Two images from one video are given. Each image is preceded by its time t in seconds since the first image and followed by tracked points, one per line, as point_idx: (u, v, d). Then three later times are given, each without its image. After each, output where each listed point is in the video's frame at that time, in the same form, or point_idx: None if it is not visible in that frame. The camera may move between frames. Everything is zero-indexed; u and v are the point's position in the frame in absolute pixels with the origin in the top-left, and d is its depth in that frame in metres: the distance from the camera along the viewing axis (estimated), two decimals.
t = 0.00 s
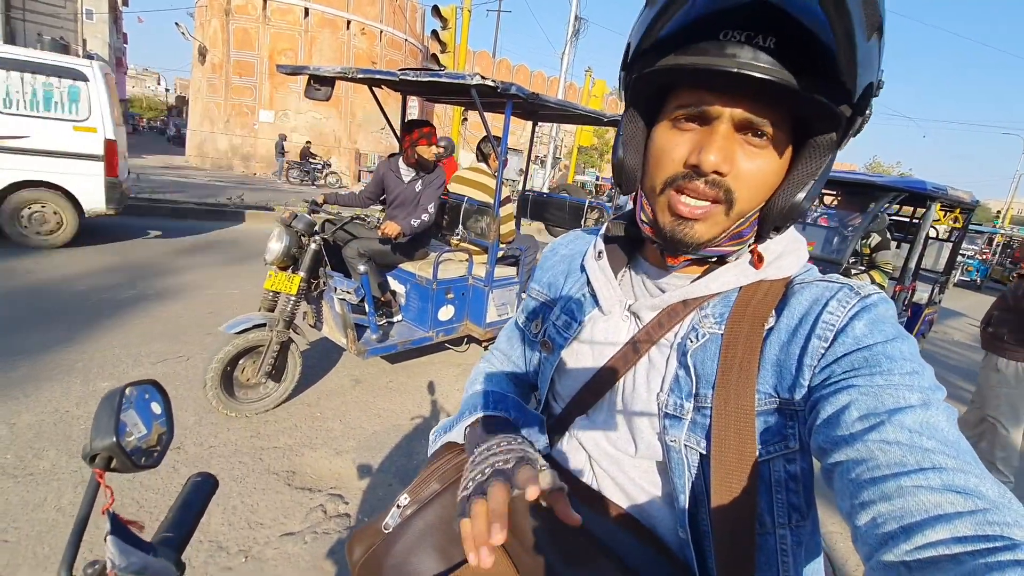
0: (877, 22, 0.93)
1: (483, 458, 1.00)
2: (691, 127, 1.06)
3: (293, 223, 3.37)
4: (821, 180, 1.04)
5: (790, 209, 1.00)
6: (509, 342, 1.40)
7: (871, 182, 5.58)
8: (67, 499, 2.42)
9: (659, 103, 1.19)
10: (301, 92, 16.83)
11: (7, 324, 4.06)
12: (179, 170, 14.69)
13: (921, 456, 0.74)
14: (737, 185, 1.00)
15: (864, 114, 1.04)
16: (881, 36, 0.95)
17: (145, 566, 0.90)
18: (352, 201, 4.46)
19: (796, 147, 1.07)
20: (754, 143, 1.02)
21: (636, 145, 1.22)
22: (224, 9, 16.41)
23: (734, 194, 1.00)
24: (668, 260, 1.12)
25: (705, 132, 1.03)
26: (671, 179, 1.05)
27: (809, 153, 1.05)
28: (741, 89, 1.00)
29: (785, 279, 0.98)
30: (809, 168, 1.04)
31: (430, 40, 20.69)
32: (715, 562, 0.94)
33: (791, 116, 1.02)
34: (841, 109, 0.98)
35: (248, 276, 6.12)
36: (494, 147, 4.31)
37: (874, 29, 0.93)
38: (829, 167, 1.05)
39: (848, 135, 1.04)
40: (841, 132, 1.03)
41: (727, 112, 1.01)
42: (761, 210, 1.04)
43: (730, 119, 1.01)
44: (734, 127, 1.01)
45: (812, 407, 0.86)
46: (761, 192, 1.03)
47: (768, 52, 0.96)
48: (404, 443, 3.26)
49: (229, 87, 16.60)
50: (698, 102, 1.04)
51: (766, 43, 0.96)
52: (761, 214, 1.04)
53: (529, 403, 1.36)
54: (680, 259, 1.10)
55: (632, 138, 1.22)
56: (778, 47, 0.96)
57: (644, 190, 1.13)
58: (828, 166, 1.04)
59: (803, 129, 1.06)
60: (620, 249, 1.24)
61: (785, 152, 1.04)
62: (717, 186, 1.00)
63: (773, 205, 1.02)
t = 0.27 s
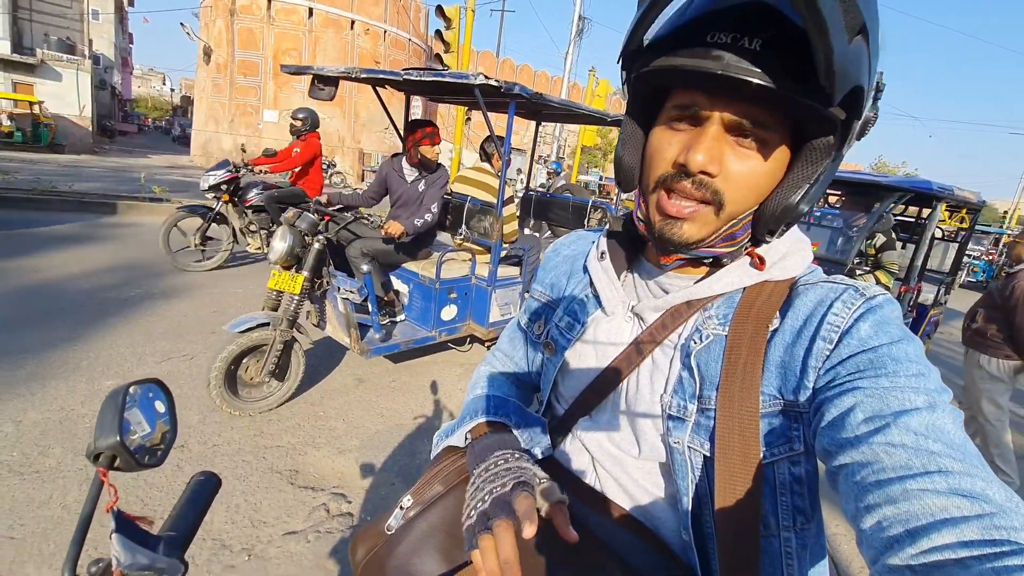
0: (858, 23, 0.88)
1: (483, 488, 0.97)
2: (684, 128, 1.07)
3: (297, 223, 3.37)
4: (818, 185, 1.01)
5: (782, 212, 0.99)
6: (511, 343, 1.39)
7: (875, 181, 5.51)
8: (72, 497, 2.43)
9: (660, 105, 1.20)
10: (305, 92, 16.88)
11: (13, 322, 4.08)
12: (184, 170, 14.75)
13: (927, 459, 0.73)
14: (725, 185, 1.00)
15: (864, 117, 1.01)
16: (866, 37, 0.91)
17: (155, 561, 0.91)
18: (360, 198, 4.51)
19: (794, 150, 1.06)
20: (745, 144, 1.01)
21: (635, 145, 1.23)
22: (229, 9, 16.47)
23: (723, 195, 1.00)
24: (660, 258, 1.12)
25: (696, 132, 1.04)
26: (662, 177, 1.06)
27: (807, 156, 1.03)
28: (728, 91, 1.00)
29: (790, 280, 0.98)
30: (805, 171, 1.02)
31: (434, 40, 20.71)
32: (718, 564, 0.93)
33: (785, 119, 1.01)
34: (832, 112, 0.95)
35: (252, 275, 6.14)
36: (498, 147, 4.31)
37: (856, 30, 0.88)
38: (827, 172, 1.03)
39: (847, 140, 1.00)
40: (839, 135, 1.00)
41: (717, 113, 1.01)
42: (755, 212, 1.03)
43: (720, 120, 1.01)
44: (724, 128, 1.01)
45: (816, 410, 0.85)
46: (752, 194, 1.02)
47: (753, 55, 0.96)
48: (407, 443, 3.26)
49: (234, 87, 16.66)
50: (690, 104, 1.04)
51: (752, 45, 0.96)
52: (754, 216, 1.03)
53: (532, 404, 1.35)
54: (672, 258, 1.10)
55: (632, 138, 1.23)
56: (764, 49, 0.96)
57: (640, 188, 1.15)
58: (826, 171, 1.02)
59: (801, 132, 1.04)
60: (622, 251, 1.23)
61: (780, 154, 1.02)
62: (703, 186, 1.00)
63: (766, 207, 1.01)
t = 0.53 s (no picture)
0: (823, 10, 0.89)
1: (481, 527, 0.95)
2: (675, 127, 1.08)
3: (299, 223, 3.38)
4: (813, 183, 0.99)
5: (773, 210, 0.97)
6: (515, 345, 1.39)
7: (879, 181, 5.45)
8: (75, 497, 2.43)
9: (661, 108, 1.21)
10: (307, 91, 16.88)
11: (16, 322, 4.09)
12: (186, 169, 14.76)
13: (936, 467, 0.73)
14: (713, 181, 0.99)
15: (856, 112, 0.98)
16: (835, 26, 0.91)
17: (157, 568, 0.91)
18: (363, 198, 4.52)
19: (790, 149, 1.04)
20: (732, 142, 1.01)
21: (635, 148, 1.23)
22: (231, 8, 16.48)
23: (710, 191, 0.99)
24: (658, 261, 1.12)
25: (685, 131, 1.05)
26: (652, 177, 1.07)
27: (801, 154, 1.00)
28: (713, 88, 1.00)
29: (797, 284, 0.97)
30: (799, 169, 1.00)
31: (435, 39, 20.70)
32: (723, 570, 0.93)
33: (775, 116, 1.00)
34: (814, 104, 0.94)
35: (254, 275, 6.15)
36: (499, 147, 4.31)
37: (821, 17, 0.89)
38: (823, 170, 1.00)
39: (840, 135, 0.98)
40: (831, 131, 0.98)
41: (703, 111, 1.02)
42: (748, 210, 1.02)
43: (707, 117, 1.02)
44: (711, 125, 1.02)
45: (823, 416, 0.85)
46: (743, 192, 1.00)
47: (730, 50, 0.97)
48: (408, 443, 3.26)
49: (236, 86, 16.67)
50: (680, 103, 1.06)
51: (729, 41, 0.97)
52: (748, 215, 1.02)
53: (535, 406, 1.35)
54: (669, 260, 1.09)
55: (632, 141, 1.24)
56: (741, 44, 0.97)
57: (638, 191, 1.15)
58: (820, 169, 0.99)
59: (796, 131, 1.03)
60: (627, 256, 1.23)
61: (772, 151, 1.01)
62: (689, 182, 1.00)
63: (758, 205, 0.99)
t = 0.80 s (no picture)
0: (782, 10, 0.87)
1: (490, 549, 0.94)
2: (672, 132, 1.08)
3: (299, 219, 3.37)
4: (804, 185, 0.96)
5: (759, 213, 0.95)
6: (522, 349, 1.39)
7: (880, 177, 5.49)
8: (77, 493, 2.44)
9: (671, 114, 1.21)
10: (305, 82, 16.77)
11: (16, 318, 4.08)
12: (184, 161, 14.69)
13: (951, 482, 0.73)
14: (700, 184, 0.99)
15: (848, 112, 0.93)
16: (800, 26, 0.88)
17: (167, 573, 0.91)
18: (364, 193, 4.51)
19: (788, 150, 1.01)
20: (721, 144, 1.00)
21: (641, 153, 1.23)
22: None
23: (697, 194, 0.99)
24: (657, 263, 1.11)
25: (678, 134, 1.05)
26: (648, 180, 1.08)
27: (793, 156, 0.98)
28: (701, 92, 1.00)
29: (808, 295, 0.96)
30: (790, 171, 0.97)
31: (434, 30, 20.54)
32: None
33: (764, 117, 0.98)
34: (791, 104, 0.91)
35: (253, 269, 6.13)
36: (500, 143, 4.29)
37: (781, 18, 0.87)
38: (816, 172, 0.97)
39: (831, 136, 0.94)
40: (819, 131, 0.94)
41: (693, 116, 1.02)
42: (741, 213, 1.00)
43: (696, 121, 1.02)
44: (700, 129, 1.02)
45: (835, 430, 0.85)
46: (734, 194, 0.99)
47: (710, 55, 0.96)
48: (409, 439, 3.27)
49: (234, 77, 16.56)
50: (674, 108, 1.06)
51: (709, 47, 0.96)
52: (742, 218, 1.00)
53: (542, 411, 1.35)
54: (667, 263, 1.09)
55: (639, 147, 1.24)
56: (720, 48, 0.96)
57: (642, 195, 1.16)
58: (810, 170, 0.96)
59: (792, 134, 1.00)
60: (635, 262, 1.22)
61: (763, 153, 0.99)
62: (678, 184, 1.01)
63: (747, 209, 0.97)
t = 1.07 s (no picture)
0: None
1: (490, 545, 0.95)
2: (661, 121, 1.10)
3: (296, 214, 3.38)
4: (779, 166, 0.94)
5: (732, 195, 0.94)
6: (524, 344, 1.39)
7: (880, 175, 5.43)
8: (75, 489, 2.43)
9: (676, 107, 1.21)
10: (302, 78, 16.69)
11: (12, 313, 4.06)
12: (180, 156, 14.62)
13: (956, 479, 0.72)
14: (678, 168, 1.01)
15: (819, 89, 0.91)
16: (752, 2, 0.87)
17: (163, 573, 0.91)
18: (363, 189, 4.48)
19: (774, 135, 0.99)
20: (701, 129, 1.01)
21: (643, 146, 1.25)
22: None
23: (675, 178, 1.01)
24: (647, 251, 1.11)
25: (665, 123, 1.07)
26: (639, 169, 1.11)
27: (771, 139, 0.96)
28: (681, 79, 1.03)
29: (812, 291, 0.96)
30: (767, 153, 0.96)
31: (432, 25, 20.45)
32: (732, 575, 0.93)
33: (741, 101, 0.97)
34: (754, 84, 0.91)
35: (250, 264, 6.12)
36: (499, 138, 4.27)
37: None
38: (793, 154, 0.94)
39: (803, 115, 0.92)
40: (791, 111, 0.93)
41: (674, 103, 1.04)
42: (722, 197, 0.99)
43: (677, 107, 1.04)
44: (681, 115, 1.03)
45: (839, 426, 0.85)
46: (712, 178, 0.99)
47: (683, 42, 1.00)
48: (407, 435, 3.27)
49: (230, 72, 16.48)
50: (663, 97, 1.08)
51: (682, 34, 1.01)
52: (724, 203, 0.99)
53: (543, 407, 1.35)
54: (657, 250, 1.09)
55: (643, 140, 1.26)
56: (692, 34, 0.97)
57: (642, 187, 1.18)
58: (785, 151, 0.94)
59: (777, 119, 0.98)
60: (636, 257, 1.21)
61: (741, 136, 0.98)
62: (660, 169, 1.03)
63: (724, 192, 0.97)
